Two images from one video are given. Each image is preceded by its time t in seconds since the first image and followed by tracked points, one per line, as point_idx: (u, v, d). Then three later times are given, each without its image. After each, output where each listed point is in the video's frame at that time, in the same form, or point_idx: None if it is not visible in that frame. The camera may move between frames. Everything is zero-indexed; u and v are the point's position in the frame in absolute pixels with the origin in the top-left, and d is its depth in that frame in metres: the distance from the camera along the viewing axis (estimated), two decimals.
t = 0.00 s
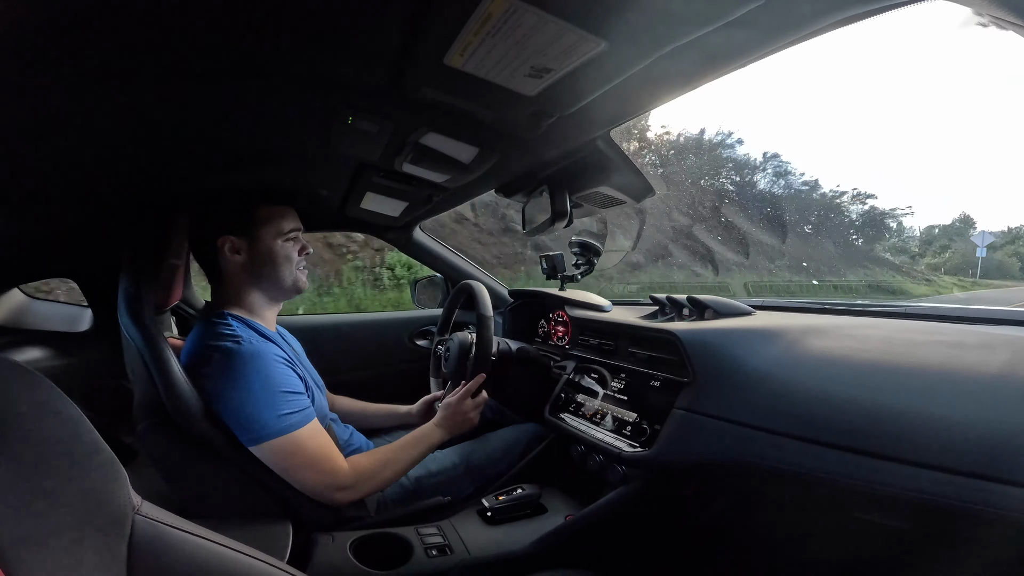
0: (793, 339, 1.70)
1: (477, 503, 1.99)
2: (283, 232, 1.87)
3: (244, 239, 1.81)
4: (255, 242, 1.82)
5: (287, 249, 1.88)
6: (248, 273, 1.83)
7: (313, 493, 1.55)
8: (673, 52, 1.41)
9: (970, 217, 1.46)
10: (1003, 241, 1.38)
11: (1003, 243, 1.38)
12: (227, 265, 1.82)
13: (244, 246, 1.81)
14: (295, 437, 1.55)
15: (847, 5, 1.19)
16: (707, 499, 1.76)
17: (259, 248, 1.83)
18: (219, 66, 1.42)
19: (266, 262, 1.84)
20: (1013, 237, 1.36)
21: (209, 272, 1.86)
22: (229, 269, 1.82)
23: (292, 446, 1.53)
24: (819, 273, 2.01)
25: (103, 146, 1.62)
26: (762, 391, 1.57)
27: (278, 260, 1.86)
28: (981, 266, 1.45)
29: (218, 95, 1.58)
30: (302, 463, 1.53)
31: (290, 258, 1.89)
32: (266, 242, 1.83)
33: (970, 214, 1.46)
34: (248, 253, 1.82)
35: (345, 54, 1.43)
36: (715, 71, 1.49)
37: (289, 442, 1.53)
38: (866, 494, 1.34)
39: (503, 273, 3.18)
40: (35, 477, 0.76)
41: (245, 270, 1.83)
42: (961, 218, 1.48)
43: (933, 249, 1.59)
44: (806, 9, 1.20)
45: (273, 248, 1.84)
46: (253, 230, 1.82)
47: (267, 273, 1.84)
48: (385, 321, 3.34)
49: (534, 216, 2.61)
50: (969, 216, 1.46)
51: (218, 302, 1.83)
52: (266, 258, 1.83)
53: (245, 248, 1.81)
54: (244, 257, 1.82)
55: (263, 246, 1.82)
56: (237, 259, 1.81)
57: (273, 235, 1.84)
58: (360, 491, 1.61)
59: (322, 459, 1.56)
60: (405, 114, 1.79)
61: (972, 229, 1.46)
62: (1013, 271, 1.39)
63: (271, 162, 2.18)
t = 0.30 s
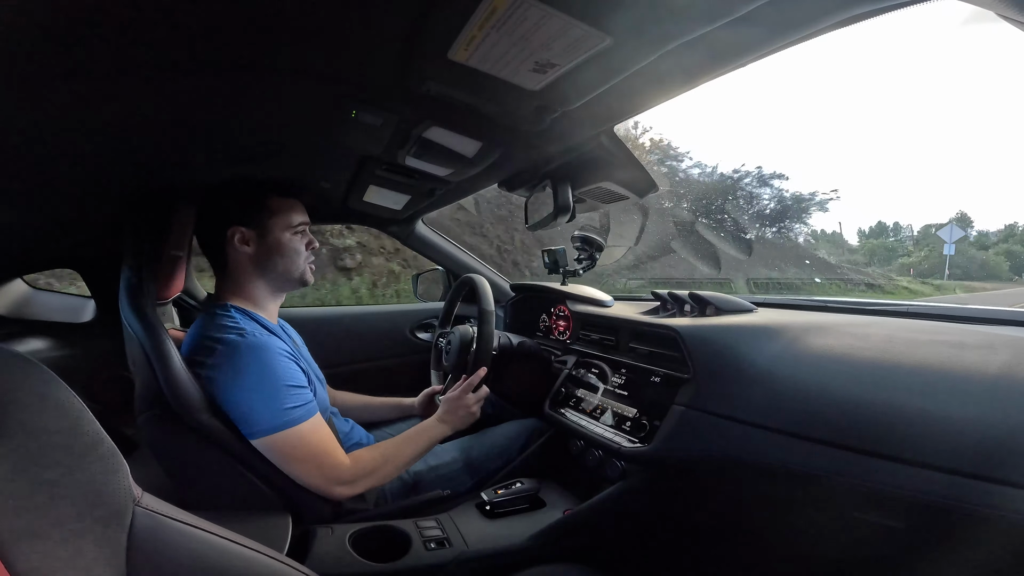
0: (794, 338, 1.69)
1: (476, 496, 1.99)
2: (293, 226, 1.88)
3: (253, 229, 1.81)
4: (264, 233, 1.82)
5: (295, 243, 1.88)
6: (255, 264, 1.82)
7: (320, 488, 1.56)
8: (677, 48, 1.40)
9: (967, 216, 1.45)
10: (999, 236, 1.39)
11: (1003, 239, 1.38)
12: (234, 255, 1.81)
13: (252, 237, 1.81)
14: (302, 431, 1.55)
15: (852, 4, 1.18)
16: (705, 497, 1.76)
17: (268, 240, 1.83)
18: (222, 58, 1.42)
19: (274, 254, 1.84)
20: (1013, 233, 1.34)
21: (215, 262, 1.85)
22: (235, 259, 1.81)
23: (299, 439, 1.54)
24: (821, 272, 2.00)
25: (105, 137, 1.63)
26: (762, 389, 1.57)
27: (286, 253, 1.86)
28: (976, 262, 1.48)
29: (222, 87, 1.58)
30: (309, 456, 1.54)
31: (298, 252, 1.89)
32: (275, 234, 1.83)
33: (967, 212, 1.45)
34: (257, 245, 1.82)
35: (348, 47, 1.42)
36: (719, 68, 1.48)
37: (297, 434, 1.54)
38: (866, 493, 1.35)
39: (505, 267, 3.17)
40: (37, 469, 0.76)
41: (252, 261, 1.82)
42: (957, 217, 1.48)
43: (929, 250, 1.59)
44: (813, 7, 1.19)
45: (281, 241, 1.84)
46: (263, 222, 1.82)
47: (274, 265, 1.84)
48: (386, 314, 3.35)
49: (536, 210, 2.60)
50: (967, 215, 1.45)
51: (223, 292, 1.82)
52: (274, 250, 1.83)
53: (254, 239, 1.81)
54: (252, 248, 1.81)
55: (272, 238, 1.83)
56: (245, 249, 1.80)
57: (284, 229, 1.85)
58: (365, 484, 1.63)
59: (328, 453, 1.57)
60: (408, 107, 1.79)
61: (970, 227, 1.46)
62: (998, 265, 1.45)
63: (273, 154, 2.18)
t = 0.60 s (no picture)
0: (797, 344, 1.67)
1: (480, 505, 1.98)
2: (306, 241, 1.86)
3: (268, 246, 1.79)
4: (279, 250, 1.80)
5: (308, 259, 1.86)
6: (269, 281, 1.82)
7: (326, 499, 1.54)
8: (675, 55, 1.41)
9: (963, 214, 1.46)
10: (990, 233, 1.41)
11: (994, 236, 1.40)
12: (247, 271, 1.80)
13: (267, 254, 1.79)
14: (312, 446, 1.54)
15: (847, 8, 1.19)
16: (711, 503, 1.75)
17: (282, 257, 1.81)
18: (224, 69, 1.43)
19: (288, 271, 1.82)
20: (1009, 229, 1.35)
21: (225, 271, 1.84)
22: (249, 275, 1.80)
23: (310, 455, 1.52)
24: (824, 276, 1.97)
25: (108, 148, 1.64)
26: (766, 394, 1.57)
27: (300, 271, 1.84)
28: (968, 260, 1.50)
29: (224, 98, 1.60)
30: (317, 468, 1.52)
31: (311, 270, 1.87)
32: (289, 251, 1.81)
33: (964, 211, 1.46)
34: (271, 261, 1.81)
35: (349, 57, 1.43)
36: (716, 74, 1.49)
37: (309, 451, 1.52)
38: (875, 497, 1.35)
39: (506, 276, 3.18)
40: (39, 478, 0.76)
41: (267, 278, 1.81)
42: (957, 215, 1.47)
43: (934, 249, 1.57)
44: (809, 12, 1.20)
45: (295, 258, 1.83)
46: (277, 237, 1.80)
47: (287, 281, 1.83)
48: (388, 324, 3.35)
49: (538, 218, 2.61)
50: (965, 214, 1.46)
51: (233, 304, 1.82)
52: (289, 267, 1.82)
53: (268, 256, 1.80)
54: (267, 264, 1.80)
55: (286, 255, 1.81)
56: (260, 266, 1.80)
57: (296, 245, 1.83)
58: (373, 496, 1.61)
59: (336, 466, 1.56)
60: (409, 116, 1.80)
61: (967, 226, 1.47)
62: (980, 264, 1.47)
63: (275, 165, 2.19)
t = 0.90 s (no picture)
0: (797, 347, 1.67)
1: (479, 508, 1.97)
2: (310, 240, 1.85)
3: (274, 243, 1.79)
4: (283, 246, 1.80)
5: (312, 257, 1.85)
6: (272, 278, 1.81)
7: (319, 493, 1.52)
8: (677, 59, 1.41)
9: (961, 212, 1.38)
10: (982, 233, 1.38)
11: (985, 236, 1.37)
12: (253, 268, 1.80)
13: (272, 251, 1.79)
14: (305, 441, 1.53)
15: (849, 12, 1.18)
16: (711, 506, 1.75)
17: (286, 254, 1.80)
18: (227, 70, 1.44)
19: (293, 267, 1.81)
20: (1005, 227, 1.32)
21: (230, 269, 1.84)
22: (254, 271, 1.80)
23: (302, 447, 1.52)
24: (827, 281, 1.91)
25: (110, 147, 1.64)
26: (767, 398, 1.56)
27: (304, 268, 1.83)
28: (946, 260, 1.48)
29: (227, 99, 1.60)
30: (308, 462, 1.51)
31: (314, 266, 1.86)
32: (293, 248, 1.80)
33: (961, 209, 1.39)
34: (276, 257, 1.80)
35: (352, 59, 1.44)
36: (717, 77, 1.49)
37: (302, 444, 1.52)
38: (874, 501, 1.34)
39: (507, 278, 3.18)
40: (37, 477, 0.75)
41: (271, 274, 1.81)
42: (954, 212, 1.39)
43: (928, 248, 1.50)
44: (811, 15, 1.20)
45: (299, 255, 1.82)
46: (282, 234, 1.79)
47: (291, 278, 1.82)
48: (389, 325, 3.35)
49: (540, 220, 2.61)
50: (962, 212, 1.38)
51: (237, 301, 1.81)
52: (293, 263, 1.81)
53: (273, 252, 1.79)
54: (272, 261, 1.80)
55: (290, 252, 1.80)
56: (264, 262, 1.79)
57: (300, 242, 1.82)
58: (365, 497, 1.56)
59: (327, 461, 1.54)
60: (411, 118, 1.80)
61: (964, 224, 1.40)
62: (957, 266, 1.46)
63: (277, 167, 2.19)
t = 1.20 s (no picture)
0: (799, 347, 1.67)
1: (480, 508, 1.97)
2: (329, 250, 1.86)
3: (295, 249, 1.79)
4: (304, 253, 1.80)
5: (328, 267, 1.85)
6: (287, 283, 1.80)
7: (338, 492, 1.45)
8: (678, 59, 1.41)
9: (957, 211, 1.37)
10: (974, 232, 1.36)
11: (975, 234, 1.36)
12: (269, 270, 1.78)
13: (293, 255, 1.79)
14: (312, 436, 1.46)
15: (849, 11, 1.18)
16: (712, 506, 1.74)
17: (305, 261, 1.80)
18: (228, 70, 1.44)
19: (309, 276, 1.81)
20: (997, 225, 1.31)
21: (245, 263, 1.80)
22: (270, 274, 1.78)
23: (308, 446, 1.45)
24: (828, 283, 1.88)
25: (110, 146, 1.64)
26: (768, 398, 1.56)
27: (319, 278, 1.83)
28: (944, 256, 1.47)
29: (227, 100, 1.60)
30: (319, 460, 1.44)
31: (329, 278, 1.86)
32: (313, 256, 1.81)
33: (957, 207, 1.37)
34: (294, 263, 1.80)
35: (352, 59, 1.44)
36: (717, 77, 1.49)
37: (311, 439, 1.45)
38: (875, 501, 1.34)
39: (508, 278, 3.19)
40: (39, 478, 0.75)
41: (285, 279, 1.80)
42: (949, 209, 1.38)
43: (926, 245, 1.49)
44: (811, 14, 1.20)
45: (317, 264, 1.82)
46: (304, 241, 1.80)
47: (306, 285, 1.81)
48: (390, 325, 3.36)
49: (541, 219, 2.61)
50: (957, 211, 1.37)
51: (246, 300, 1.79)
52: (310, 271, 1.81)
53: (293, 257, 1.79)
54: (290, 266, 1.79)
55: (310, 261, 1.81)
56: (283, 266, 1.78)
57: (320, 252, 1.83)
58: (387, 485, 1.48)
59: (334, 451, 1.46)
60: (412, 118, 1.80)
61: (961, 223, 1.38)
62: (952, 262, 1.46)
63: (278, 168, 2.20)
